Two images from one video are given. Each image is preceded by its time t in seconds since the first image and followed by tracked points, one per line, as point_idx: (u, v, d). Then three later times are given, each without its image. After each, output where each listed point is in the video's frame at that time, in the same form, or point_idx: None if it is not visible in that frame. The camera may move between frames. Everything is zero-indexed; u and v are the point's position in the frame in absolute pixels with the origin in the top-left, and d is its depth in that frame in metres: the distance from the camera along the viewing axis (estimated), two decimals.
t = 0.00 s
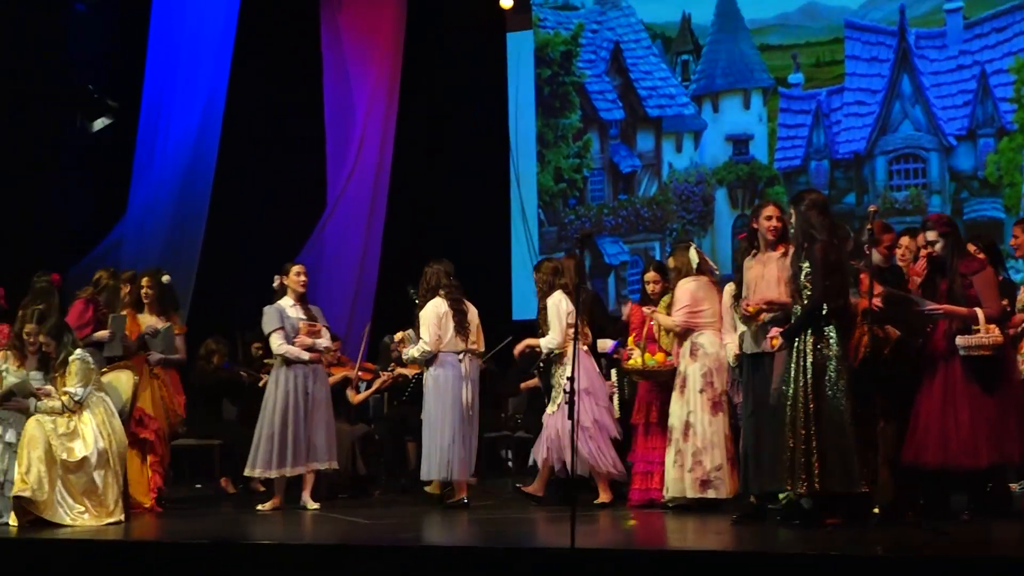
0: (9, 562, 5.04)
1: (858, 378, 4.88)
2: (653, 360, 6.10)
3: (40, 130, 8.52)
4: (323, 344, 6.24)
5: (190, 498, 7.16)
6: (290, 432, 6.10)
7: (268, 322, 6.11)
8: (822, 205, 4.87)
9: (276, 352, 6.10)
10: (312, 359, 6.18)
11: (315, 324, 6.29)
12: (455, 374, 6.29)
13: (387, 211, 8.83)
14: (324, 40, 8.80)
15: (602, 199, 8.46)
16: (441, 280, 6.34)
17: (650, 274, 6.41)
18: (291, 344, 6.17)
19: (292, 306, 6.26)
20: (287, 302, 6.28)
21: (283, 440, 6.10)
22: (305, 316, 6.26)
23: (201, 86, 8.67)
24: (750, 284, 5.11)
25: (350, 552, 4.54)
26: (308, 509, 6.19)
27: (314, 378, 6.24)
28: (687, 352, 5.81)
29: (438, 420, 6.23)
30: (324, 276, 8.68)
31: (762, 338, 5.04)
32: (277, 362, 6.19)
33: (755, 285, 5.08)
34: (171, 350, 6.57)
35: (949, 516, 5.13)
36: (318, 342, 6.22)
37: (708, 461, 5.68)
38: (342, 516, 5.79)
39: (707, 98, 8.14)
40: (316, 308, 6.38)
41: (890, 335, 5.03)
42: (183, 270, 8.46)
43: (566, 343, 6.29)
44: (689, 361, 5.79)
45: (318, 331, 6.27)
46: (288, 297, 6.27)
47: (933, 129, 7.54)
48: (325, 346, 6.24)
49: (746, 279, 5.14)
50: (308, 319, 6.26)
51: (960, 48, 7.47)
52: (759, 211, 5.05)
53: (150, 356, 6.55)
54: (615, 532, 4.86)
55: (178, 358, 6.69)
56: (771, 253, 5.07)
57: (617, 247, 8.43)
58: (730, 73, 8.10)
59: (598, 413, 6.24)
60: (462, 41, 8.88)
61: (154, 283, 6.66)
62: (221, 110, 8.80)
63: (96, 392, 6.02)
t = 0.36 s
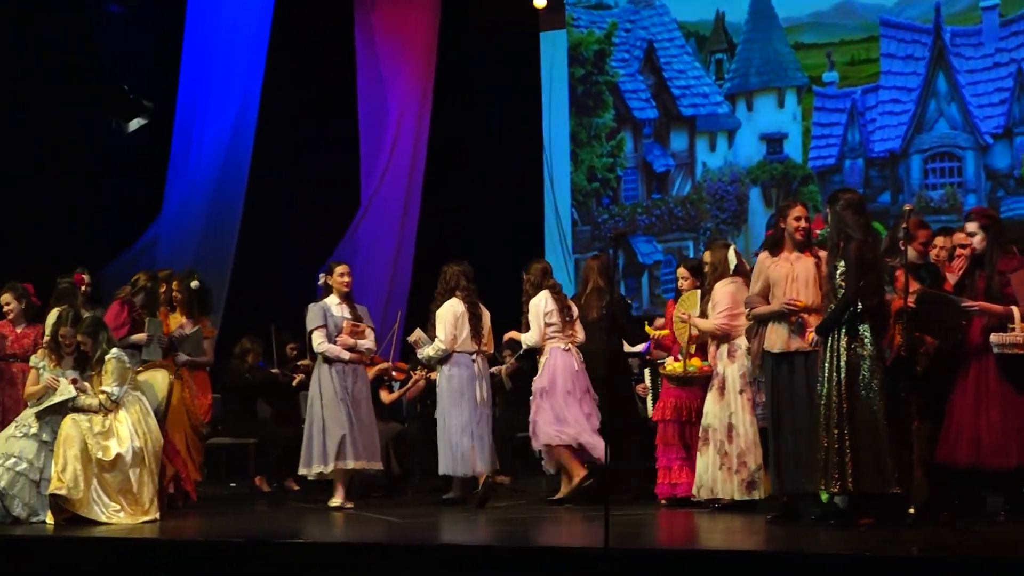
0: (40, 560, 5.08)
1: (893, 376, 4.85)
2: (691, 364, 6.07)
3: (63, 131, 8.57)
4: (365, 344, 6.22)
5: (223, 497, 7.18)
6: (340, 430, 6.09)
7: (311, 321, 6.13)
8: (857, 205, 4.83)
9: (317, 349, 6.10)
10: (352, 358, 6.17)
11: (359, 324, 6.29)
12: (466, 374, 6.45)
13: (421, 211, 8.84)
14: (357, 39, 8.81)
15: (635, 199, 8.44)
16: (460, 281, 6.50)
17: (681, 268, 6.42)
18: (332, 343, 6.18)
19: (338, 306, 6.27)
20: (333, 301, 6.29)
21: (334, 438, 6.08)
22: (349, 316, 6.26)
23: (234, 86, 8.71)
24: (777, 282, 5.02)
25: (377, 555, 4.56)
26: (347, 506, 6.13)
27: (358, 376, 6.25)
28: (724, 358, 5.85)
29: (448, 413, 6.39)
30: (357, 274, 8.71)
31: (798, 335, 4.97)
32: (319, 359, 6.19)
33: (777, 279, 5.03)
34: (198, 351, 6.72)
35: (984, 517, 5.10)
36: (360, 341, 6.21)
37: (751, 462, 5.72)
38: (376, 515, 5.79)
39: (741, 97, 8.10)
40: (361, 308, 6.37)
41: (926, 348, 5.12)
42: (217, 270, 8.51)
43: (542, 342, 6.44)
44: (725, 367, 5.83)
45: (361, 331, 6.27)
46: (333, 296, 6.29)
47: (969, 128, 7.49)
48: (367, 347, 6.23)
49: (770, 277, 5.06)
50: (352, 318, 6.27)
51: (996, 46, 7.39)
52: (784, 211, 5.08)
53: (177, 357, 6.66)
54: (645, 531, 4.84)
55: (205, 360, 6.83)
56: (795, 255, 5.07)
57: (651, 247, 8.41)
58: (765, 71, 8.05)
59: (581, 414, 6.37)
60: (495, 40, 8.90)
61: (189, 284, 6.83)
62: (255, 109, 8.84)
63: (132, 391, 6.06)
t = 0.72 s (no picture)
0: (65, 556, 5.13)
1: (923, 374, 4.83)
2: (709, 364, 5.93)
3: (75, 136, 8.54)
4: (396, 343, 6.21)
5: (249, 493, 7.21)
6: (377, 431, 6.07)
7: (342, 322, 6.16)
8: (886, 202, 4.83)
9: (349, 351, 6.11)
10: (385, 358, 6.17)
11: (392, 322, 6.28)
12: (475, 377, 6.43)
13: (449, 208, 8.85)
14: (386, 37, 8.88)
15: (663, 196, 8.39)
16: (470, 281, 6.50)
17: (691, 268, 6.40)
18: (365, 343, 6.19)
19: (369, 305, 6.28)
20: (364, 300, 6.31)
21: (371, 439, 6.07)
22: (380, 315, 6.27)
23: (263, 86, 8.72)
24: (800, 284, 5.03)
25: (389, 553, 4.59)
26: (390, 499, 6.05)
27: (390, 375, 6.23)
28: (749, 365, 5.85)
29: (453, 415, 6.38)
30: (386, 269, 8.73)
31: (823, 337, 4.96)
32: (353, 360, 6.18)
33: (801, 282, 5.04)
34: (225, 349, 6.78)
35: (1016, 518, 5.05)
36: (392, 341, 6.20)
37: (783, 458, 5.72)
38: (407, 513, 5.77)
39: (770, 94, 8.02)
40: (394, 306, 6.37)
41: (957, 345, 5.10)
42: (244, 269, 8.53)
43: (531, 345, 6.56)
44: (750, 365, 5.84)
45: (394, 329, 6.26)
46: (363, 294, 6.32)
47: (999, 124, 7.39)
48: (399, 345, 6.22)
49: (791, 277, 5.07)
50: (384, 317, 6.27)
51: None
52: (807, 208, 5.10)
53: (206, 355, 6.68)
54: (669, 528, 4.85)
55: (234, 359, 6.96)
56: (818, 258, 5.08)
57: (679, 243, 8.35)
58: (793, 68, 7.97)
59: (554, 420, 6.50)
60: (522, 38, 8.91)
61: (216, 283, 6.87)
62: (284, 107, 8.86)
63: (163, 388, 6.08)
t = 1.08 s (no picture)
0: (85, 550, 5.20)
1: (955, 372, 4.80)
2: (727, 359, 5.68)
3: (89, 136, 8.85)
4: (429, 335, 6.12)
5: (278, 491, 7.24)
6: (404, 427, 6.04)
7: (373, 316, 6.15)
8: (917, 199, 4.79)
9: (379, 343, 6.09)
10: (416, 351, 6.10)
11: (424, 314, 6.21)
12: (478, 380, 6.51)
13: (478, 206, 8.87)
14: (415, 36, 8.93)
15: (692, 194, 8.33)
16: (466, 285, 6.50)
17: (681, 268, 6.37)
18: (395, 336, 6.15)
19: (400, 298, 6.27)
20: (396, 294, 6.29)
21: (397, 435, 6.04)
22: (412, 308, 6.23)
23: (292, 86, 8.78)
24: (822, 283, 5.05)
25: (387, 555, 4.65)
26: (415, 502, 6.04)
27: (422, 369, 6.19)
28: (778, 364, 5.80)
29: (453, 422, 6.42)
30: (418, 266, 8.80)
31: (844, 337, 4.95)
32: (386, 354, 6.17)
33: (826, 285, 5.05)
34: (256, 346, 6.78)
35: None
36: (423, 333, 6.12)
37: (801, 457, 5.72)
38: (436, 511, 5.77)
39: (799, 91, 7.90)
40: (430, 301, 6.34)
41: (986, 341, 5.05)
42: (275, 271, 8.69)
43: (525, 341, 6.63)
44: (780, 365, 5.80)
45: (428, 322, 6.17)
46: (397, 289, 6.31)
47: None
48: (431, 337, 6.15)
49: (814, 278, 5.10)
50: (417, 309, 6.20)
51: None
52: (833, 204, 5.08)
53: (236, 352, 6.73)
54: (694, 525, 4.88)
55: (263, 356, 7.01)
56: (841, 258, 5.08)
57: (708, 242, 8.28)
58: (823, 65, 7.84)
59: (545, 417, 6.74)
60: (553, 36, 8.93)
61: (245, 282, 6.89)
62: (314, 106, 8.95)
63: (192, 386, 6.12)
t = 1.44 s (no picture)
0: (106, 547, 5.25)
1: (983, 372, 4.79)
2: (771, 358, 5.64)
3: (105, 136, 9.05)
4: (445, 339, 6.08)
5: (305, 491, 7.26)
6: (414, 426, 6.07)
7: (400, 317, 6.23)
8: (943, 198, 4.79)
9: (400, 344, 6.15)
10: (434, 352, 6.09)
11: (447, 314, 6.15)
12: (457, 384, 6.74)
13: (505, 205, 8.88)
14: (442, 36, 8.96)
15: (720, 193, 8.29)
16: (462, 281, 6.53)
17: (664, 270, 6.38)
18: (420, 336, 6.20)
19: (428, 298, 6.23)
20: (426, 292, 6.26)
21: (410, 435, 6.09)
22: (436, 309, 6.18)
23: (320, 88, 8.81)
24: (850, 281, 5.09)
25: (399, 556, 4.70)
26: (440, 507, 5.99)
27: (443, 372, 6.14)
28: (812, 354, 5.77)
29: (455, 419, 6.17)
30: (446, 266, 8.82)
31: (864, 334, 4.99)
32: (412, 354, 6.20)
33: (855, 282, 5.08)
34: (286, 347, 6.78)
35: None
36: (440, 336, 6.09)
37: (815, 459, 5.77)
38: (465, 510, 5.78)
39: (828, 90, 7.83)
40: (459, 299, 6.22)
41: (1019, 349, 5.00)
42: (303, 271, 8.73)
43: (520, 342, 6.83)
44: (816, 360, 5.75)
45: (449, 323, 6.13)
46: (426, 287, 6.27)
47: None
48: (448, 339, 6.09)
49: (845, 278, 5.13)
50: (438, 310, 6.15)
51: None
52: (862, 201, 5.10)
53: (266, 353, 6.74)
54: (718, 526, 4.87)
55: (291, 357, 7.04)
56: (867, 255, 5.10)
57: (736, 241, 8.24)
58: (851, 63, 7.77)
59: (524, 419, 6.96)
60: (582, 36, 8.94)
61: (274, 283, 6.91)
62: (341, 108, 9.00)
63: (221, 387, 6.15)
